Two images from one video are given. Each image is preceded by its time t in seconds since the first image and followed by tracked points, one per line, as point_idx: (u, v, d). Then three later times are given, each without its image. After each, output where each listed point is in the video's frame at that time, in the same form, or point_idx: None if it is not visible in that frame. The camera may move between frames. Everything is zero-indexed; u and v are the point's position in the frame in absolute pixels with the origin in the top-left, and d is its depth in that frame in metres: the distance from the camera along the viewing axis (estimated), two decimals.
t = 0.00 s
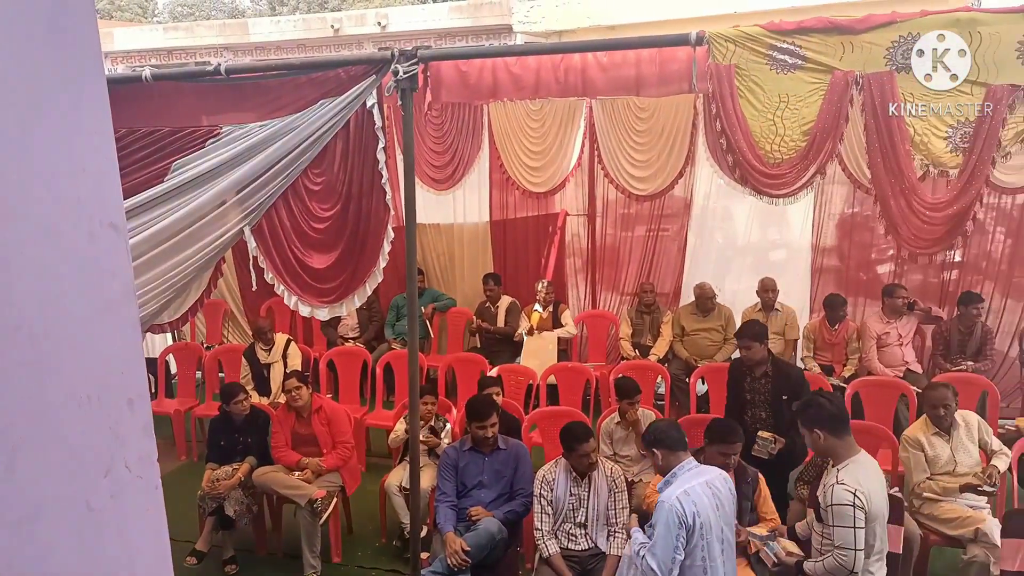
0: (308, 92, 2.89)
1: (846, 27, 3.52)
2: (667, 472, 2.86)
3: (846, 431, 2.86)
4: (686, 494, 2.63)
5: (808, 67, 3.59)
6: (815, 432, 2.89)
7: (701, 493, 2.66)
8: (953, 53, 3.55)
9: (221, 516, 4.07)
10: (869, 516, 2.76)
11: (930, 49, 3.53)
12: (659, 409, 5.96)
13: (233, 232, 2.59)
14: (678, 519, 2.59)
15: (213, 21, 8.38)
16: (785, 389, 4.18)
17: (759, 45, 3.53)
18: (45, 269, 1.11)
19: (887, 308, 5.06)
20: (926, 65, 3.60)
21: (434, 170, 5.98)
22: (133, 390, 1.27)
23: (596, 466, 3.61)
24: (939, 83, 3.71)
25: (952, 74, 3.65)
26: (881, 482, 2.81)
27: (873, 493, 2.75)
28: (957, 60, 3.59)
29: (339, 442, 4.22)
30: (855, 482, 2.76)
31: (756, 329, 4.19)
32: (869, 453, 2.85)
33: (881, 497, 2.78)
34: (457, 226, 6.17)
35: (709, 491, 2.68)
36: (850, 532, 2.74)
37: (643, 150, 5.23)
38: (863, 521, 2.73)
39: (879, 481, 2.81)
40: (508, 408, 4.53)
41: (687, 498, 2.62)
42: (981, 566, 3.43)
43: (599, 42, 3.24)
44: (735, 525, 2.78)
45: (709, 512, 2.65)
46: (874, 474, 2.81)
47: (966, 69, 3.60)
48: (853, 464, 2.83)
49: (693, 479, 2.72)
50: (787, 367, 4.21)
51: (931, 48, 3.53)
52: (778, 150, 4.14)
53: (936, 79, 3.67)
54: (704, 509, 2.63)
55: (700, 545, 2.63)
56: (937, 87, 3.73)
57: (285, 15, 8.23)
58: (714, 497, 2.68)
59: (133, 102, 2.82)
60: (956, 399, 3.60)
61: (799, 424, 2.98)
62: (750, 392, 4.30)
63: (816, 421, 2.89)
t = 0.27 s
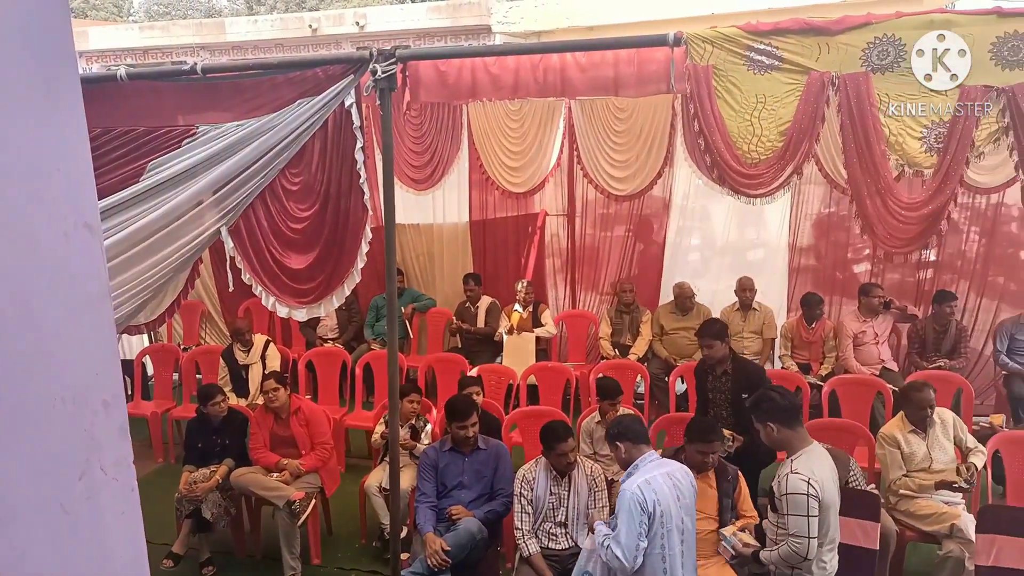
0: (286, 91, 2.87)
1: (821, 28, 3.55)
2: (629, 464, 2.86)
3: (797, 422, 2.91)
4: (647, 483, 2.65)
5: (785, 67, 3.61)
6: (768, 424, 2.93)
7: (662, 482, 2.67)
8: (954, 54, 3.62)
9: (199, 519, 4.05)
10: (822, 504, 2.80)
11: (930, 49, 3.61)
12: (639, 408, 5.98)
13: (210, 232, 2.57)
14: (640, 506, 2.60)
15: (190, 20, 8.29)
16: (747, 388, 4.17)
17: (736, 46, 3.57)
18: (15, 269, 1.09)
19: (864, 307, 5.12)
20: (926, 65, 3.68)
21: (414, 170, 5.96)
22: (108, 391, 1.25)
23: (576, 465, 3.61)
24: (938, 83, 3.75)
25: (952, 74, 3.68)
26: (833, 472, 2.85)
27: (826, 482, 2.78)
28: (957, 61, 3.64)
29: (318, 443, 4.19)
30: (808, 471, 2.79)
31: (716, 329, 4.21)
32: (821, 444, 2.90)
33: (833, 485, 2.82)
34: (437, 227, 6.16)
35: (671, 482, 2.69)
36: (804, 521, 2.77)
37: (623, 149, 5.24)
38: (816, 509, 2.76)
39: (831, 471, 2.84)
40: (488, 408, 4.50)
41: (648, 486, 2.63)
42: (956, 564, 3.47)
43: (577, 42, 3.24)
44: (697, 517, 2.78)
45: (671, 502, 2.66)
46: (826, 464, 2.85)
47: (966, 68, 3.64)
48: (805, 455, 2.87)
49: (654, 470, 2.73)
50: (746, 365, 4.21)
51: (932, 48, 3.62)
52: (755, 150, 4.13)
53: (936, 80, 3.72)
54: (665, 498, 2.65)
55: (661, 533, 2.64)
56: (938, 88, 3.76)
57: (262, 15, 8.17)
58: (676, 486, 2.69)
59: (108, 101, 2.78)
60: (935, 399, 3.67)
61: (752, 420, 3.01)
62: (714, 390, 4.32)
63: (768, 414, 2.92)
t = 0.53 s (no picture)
0: (270, 92, 2.85)
1: (805, 29, 3.58)
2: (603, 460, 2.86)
3: (765, 414, 2.83)
4: (618, 480, 2.63)
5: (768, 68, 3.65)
6: (738, 417, 2.82)
7: (633, 479, 2.66)
8: (953, 53, 3.64)
9: (184, 520, 4.01)
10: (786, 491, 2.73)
11: (930, 49, 3.62)
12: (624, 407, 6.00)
13: (194, 232, 2.55)
14: (610, 503, 2.59)
15: (173, 20, 8.23)
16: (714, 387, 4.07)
17: (720, 46, 3.59)
18: None
19: (848, 305, 5.17)
20: (926, 65, 3.67)
21: (399, 170, 5.95)
22: (91, 393, 1.24)
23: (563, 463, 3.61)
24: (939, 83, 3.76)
25: (952, 74, 3.71)
26: (801, 460, 2.77)
27: (790, 470, 2.70)
28: (957, 60, 3.67)
29: (304, 444, 4.17)
30: (772, 458, 2.72)
31: (697, 325, 4.13)
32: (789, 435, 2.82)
33: (799, 473, 2.74)
34: (423, 226, 6.15)
35: (643, 479, 2.68)
36: (763, 506, 2.72)
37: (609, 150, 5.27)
38: (778, 495, 2.69)
39: (798, 461, 2.76)
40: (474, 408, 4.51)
41: (617, 483, 2.62)
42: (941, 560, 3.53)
43: (564, 42, 3.24)
44: (669, 514, 2.77)
45: (641, 499, 2.65)
46: (794, 453, 2.77)
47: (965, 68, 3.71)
48: (772, 445, 2.79)
49: (627, 467, 2.71)
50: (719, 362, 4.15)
51: (931, 48, 3.63)
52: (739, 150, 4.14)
53: (936, 79, 3.71)
54: (635, 495, 2.63)
55: (631, 530, 2.64)
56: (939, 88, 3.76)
57: (247, 14, 8.13)
58: (647, 484, 2.67)
59: (90, 101, 2.76)
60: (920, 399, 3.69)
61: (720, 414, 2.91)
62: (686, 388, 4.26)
63: (737, 407, 2.83)
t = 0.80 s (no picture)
0: (258, 90, 2.84)
1: (792, 28, 3.63)
2: (584, 457, 2.87)
3: (736, 410, 2.85)
4: (592, 479, 2.63)
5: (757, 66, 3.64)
6: (708, 415, 2.84)
7: (608, 479, 2.66)
8: (953, 53, 3.78)
9: (172, 520, 3.98)
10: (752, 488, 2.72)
11: (930, 48, 3.72)
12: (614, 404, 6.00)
13: (181, 231, 2.53)
14: (583, 502, 2.59)
15: (160, 17, 8.17)
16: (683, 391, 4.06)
17: (708, 44, 3.59)
18: None
19: (836, 303, 5.19)
20: (927, 65, 3.77)
21: (388, 168, 5.93)
22: (78, 394, 1.22)
23: (552, 461, 3.61)
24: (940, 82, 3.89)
25: (951, 74, 3.85)
26: (772, 457, 2.75)
27: (756, 468, 2.69)
28: (957, 61, 3.83)
29: (293, 443, 4.15)
30: (737, 455, 2.71)
31: (675, 327, 4.16)
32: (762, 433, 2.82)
33: (768, 471, 2.72)
34: (412, 225, 6.14)
35: (619, 479, 2.68)
36: (728, 505, 2.71)
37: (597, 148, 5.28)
38: (741, 493, 2.68)
39: (768, 458, 2.73)
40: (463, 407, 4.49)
41: (592, 483, 2.62)
42: (926, 556, 3.50)
43: (553, 40, 3.23)
44: (647, 516, 2.76)
45: (615, 499, 2.65)
46: (764, 450, 2.75)
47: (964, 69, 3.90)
48: (741, 442, 2.79)
49: (603, 466, 2.72)
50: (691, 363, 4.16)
51: (932, 48, 3.73)
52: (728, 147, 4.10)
53: (937, 79, 3.83)
54: (609, 495, 2.63)
55: (603, 530, 2.64)
56: (938, 85, 3.90)
57: (234, 11, 8.08)
58: (622, 484, 2.68)
59: (75, 98, 2.73)
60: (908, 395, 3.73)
61: (692, 411, 2.92)
62: (660, 388, 4.26)
63: (707, 405, 2.85)
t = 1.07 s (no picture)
0: (252, 88, 2.82)
1: (786, 27, 3.58)
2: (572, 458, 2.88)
3: (714, 418, 2.80)
4: (577, 481, 2.63)
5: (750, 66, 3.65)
6: (685, 421, 2.79)
7: (593, 481, 2.66)
8: (954, 53, 3.56)
9: (165, 520, 3.97)
10: (722, 501, 2.71)
11: (929, 48, 3.57)
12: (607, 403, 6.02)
13: (174, 230, 2.52)
14: (567, 503, 2.59)
15: (152, 15, 8.14)
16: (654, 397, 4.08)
17: (702, 43, 3.59)
18: None
19: (829, 304, 5.20)
20: (926, 66, 3.62)
21: (382, 167, 5.93)
22: (69, 394, 1.21)
23: (545, 460, 3.61)
24: (939, 82, 3.69)
25: (952, 74, 3.61)
26: (746, 468, 2.74)
27: (727, 480, 2.67)
28: (957, 61, 3.59)
29: (286, 442, 4.14)
30: (709, 467, 2.70)
31: (652, 334, 4.27)
32: (736, 443, 2.79)
33: (740, 482, 2.71)
34: (406, 225, 6.13)
35: (605, 480, 2.68)
36: (697, 517, 2.70)
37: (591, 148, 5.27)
38: (711, 506, 2.67)
39: (740, 470, 2.71)
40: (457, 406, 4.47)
41: (576, 485, 2.62)
42: (920, 553, 3.52)
43: (548, 39, 3.23)
44: (633, 518, 2.76)
45: (600, 500, 2.65)
46: (737, 461, 2.73)
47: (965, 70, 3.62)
48: (715, 451, 2.77)
49: (590, 467, 2.71)
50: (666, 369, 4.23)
51: (931, 48, 3.57)
52: (721, 147, 4.10)
53: (936, 77, 3.66)
54: (594, 496, 2.63)
55: (587, 531, 2.64)
56: (937, 88, 3.70)
57: (227, 9, 8.06)
58: (608, 485, 2.67)
59: (68, 96, 2.72)
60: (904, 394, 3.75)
61: (670, 415, 2.87)
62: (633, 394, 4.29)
63: (684, 411, 2.79)
